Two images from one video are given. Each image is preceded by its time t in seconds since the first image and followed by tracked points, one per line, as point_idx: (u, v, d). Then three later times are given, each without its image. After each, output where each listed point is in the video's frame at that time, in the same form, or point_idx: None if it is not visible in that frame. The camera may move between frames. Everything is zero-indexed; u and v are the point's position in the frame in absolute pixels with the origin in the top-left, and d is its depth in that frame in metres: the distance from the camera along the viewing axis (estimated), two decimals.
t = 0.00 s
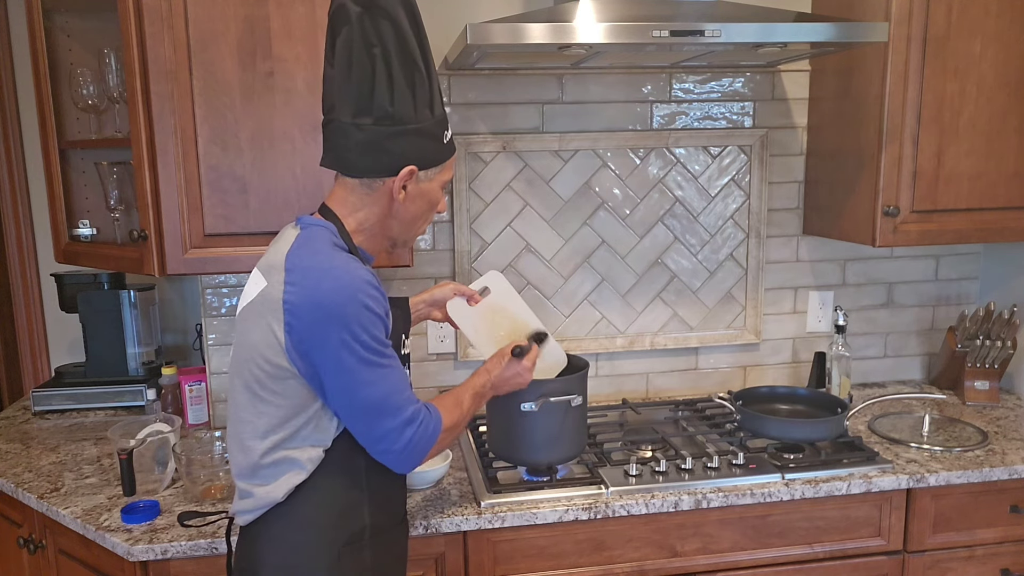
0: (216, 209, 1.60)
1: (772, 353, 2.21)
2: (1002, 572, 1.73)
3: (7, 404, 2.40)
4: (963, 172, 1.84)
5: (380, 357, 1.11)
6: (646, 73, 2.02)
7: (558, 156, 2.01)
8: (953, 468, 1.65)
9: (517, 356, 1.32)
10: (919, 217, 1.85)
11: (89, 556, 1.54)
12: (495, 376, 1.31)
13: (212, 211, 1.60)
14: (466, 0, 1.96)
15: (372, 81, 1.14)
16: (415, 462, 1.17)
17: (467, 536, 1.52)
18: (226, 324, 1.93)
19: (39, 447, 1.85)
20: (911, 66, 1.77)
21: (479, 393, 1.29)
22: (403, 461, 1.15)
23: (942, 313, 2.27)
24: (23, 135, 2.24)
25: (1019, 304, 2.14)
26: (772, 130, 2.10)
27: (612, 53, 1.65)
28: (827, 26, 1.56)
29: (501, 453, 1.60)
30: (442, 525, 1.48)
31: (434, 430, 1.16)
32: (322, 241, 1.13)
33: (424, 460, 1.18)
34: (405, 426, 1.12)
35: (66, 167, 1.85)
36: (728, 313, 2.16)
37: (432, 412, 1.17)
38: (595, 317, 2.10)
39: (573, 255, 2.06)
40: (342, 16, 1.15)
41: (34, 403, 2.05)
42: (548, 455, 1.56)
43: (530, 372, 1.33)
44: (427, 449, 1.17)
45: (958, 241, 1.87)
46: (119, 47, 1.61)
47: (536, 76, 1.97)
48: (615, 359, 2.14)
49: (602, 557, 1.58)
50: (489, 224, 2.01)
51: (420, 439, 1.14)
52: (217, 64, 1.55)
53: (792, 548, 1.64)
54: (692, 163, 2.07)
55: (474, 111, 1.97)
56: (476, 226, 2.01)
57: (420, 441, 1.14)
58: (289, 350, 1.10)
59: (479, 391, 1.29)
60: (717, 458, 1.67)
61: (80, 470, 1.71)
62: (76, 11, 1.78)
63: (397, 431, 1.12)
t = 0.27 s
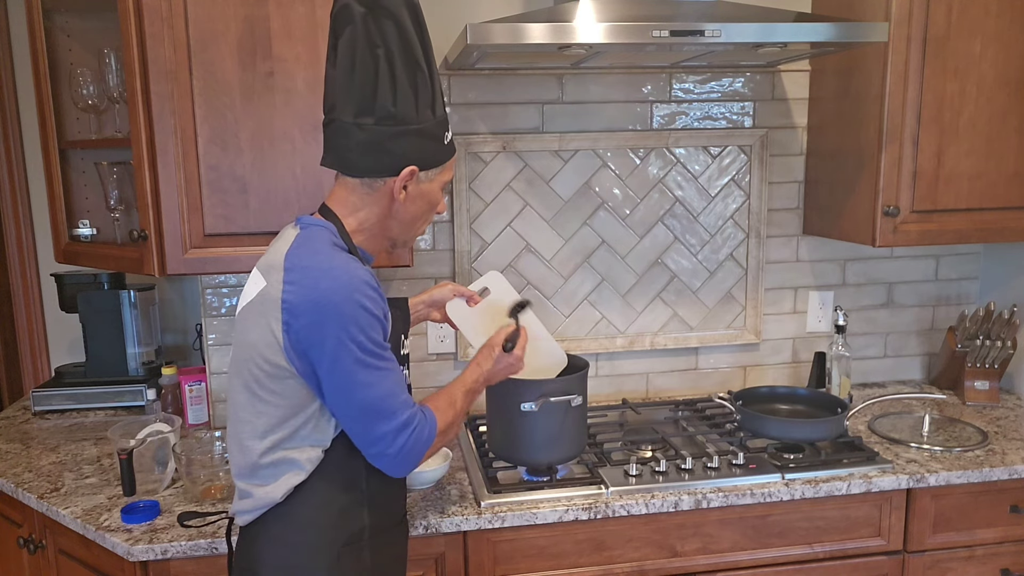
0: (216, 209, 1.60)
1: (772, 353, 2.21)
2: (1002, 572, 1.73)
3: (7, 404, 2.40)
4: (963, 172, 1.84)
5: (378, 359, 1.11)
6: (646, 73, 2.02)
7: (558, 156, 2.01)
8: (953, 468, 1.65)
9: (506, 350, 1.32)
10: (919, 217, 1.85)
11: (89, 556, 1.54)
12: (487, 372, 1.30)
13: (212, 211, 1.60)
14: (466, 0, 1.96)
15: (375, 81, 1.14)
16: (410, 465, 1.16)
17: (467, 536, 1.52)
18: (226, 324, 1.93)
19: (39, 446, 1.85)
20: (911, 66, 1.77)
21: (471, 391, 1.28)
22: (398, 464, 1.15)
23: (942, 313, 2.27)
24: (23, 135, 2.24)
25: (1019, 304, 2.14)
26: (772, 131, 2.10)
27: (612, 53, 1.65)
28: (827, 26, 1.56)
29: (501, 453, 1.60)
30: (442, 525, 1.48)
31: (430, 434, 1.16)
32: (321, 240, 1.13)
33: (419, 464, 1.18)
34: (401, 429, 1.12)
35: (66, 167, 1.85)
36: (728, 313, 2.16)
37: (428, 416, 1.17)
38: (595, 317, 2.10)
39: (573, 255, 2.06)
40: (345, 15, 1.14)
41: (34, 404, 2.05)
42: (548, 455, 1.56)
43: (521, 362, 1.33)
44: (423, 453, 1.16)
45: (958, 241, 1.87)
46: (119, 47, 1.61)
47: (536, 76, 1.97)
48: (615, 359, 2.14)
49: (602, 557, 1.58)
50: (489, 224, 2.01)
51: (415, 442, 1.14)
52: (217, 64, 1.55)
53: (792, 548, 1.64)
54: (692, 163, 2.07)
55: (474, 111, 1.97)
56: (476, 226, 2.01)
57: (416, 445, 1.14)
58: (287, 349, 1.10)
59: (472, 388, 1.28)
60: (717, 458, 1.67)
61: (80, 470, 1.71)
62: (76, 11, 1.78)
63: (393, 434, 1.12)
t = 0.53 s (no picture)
0: (216, 209, 1.60)
1: (772, 353, 2.21)
2: (1002, 572, 1.73)
3: (7, 404, 2.40)
4: (963, 172, 1.84)
5: (374, 362, 1.10)
6: (646, 73, 2.02)
7: (558, 156, 2.01)
8: (952, 468, 1.65)
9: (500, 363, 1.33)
10: (919, 217, 1.85)
11: (89, 556, 1.54)
12: (482, 386, 1.31)
13: (212, 211, 1.60)
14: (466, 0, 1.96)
15: (375, 81, 1.14)
16: (403, 470, 1.16)
17: (467, 536, 1.52)
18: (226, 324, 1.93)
19: (39, 446, 1.85)
20: (911, 66, 1.77)
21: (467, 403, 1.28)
22: (391, 469, 1.15)
23: (942, 313, 2.27)
24: (23, 135, 2.24)
25: (1019, 304, 2.14)
26: (772, 131, 2.10)
27: (612, 53, 1.65)
28: (827, 26, 1.55)
29: (501, 453, 1.60)
30: (442, 525, 1.48)
31: (423, 439, 1.16)
32: (320, 241, 1.13)
33: (413, 469, 1.18)
34: (395, 434, 1.12)
35: (66, 167, 1.85)
36: (728, 313, 2.16)
37: (422, 421, 1.17)
38: (595, 317, 2.10)
39: (573, 255, 2.06)
40: (345, 15, 1.14)
41: (34, 403, 2.05)
42: (548, 455, 1.56)
43: (515, 377, 1.35)
44: (416, 458, 1.16)
45: (958, 241, 1.87)
46: (118, 47, 1.61)
47: (535, 76, 1.97)
48: (615, 359, 2.14)
49: (602, 557, 1.58)
50: (489, 224, 2.01)
51: (409, 447, 1.14)
52: (217, 64, 1.55)
53: (792, 548, 1.64)
54: (692, 163, 2.07)
55: (475, 111, 1.97)
56: (476, 226, 2.01)
57: (408, 451, 1.14)
58: (284, 350, 1.10)
59: (467, 401, 1.29)
60: (717, 458, 1.67)
61: (80, 470, 1.71)
62: (76, 11, 1.78)
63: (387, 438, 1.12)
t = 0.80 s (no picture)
0: (216, 209, 1.60)
1: (772, 353, 2.21)
2: (1002, 572, 1.73)
3: (7, 404, 2.40)
4: (963, 172, 1.84)
5: (373, 362, 1.10)
6: (646, 73, 2.02)
7: (558, 156, 2.01)
8: (953, 468, 1.65)
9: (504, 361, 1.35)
10: (919, 217, 1.85)
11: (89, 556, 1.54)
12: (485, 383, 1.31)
13: (212, 211, 1.60)
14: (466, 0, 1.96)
15: (373, 81, 1.14)
16: (403, 471, 1.16)
17: (467, 536, 1.52)
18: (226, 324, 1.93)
19: (39, 446, 1.85)
20: (911, 66, 1.77)
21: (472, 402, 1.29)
22: (391, 469, 1.15)
23: (942, 313, 2.27)
24: (23, 135, 2.24)
25: (1019, 304, 2.14)
26: (772, 131, 2.10)
27: (612, 53, 1.65)
28: (827, 26, 1.55)
29: (501, 453, 1.60)
30: (442, 525, 1.48)
31: (422, 440, 1.16)
32: (319, 241, 1.13)
33: (412, 470, 1.18)
34: (394, 434, 1.12)
35: (66, 167, 1.85)
36: (728, 313, 2.16)
37: (421, 422, 1.17)
38: (595, 317, 2.10)
39: (573, 255, 2.06)
40: (343, 15, 1.14)
41: (34, 403, 2.05)
42: (548, 455, 1.56)
43: (520, 376, 1.36)
44: (416, 459, 1.16)
45: (958, 241, 1.87)
46: (118, 47, 1.61)
47: (535, 76, 1.97)
48: (615, 359, 2.14)
49: (602, 557, 1.58)
50: (489, 224, 2.01)
51: (409, 448, 1.14)
52: (217, 64, 1.55)
53: (792, 548, 1.64)
54: (692, 163, 2.07)
55: (475, 111, 1.97)
56: (476, 226, 2.01)
57: (408, 451, 1.14)
58: (283, 350, 1.10)
59: (470, 399, 1.28)
60: (717, 458, 1.67)
61: (80, 470, 1.71)
62: (76, 11, 1.78)
63: (386, 438, 1.12)
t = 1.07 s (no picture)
0: (216, 209, 1.60)
1: (772, 353, 2.21)
2: (1002, 572, 1.73)
3: (7, 404, 2.40)
4: (963, 172, 1.84)
5: (374, 359, 1.10)
6: (647, 73, 2.02)
7: (558, 156, 2.01)
8: (952, 468, 1.65)
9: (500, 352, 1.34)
10: (919, 217, 1.85)
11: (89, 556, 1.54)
12: (485, 375, 1.32)
13: (212, 211, 1.60)
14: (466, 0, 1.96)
15: (368, 80, 1.14)
16: (410, 466, 1.16)
17: (467, 536, 1.52)
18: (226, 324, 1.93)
19: (39, 446, 1.85)
20: (911, 66, 1.77)
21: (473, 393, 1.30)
22: (397, 465, 1.15)
23: (942, 313, 2.27)
24: (23, 135, 2.24)
25: (1020, 304, 2.14)
26: (772, 131, 2.10)
27: (612, 53, 1.65)
28: (828, 26, 1.55)
29: (501, 453, 1.60)
30: (442, 525, 1.48)
31: (428, 434, 1.16)
32: (315, 242, 1.13)
33: (420, 464, 1.18)
34: (399, 430, 1.12)
35: (66, 167, 1.85)
36: (728, 313, 2.16)
37: (426, 416, 1.17)
38: (595, 317, 2.10)
39: (573, 255, 2.06)
40: (338, 15, 1.15)
41: (34, 404, 2.05)
42: (548, 455, 1.56)
43: (516, 367, 1.34)
44: (422, 454, 1.16)
45: (958, 241, 1.87)
46: (119, 47, 1.61)
47: (535, 76, 1.97)
48: (616, 359, 2.14)
49: (602, 557, 1.58)
50: (489, 224, 2.01)
51: (414, 443, 1.14)
52: (217, 64, 1.55)
53: (792, 548, 1.64)
54: (692, 163, 2.07)
55: (475, 111, 1.97)
56: (476, 226, 2.01)
57: (416, 444, 1.14)
58: (283, 352, 1.10)
59: (472, 390, 1.29)
60: (717, 458, 1.67)
61: (79, 470, 1.71)
62: (77, 11, 1.78)
63: (391, 435, 1.12)
